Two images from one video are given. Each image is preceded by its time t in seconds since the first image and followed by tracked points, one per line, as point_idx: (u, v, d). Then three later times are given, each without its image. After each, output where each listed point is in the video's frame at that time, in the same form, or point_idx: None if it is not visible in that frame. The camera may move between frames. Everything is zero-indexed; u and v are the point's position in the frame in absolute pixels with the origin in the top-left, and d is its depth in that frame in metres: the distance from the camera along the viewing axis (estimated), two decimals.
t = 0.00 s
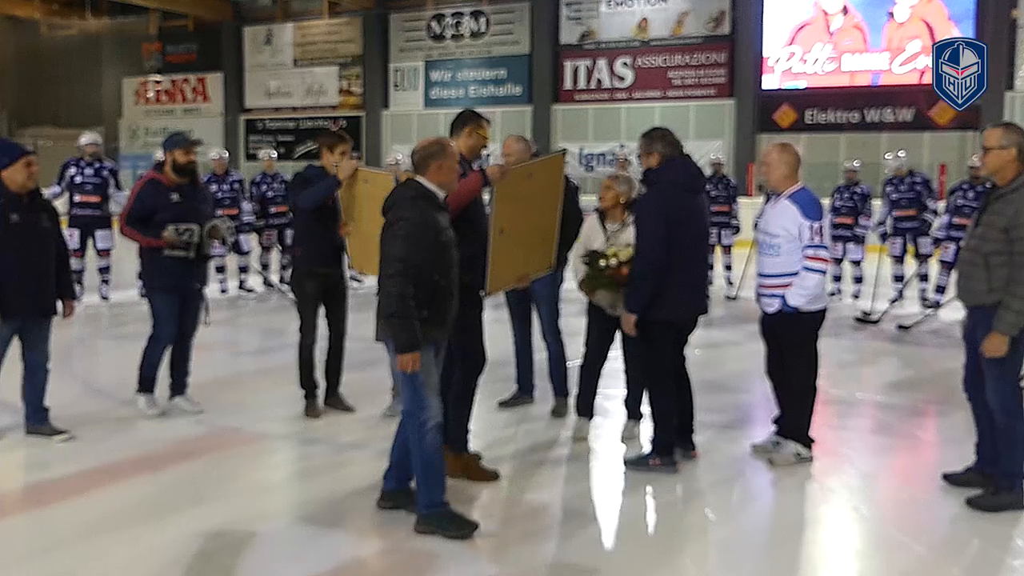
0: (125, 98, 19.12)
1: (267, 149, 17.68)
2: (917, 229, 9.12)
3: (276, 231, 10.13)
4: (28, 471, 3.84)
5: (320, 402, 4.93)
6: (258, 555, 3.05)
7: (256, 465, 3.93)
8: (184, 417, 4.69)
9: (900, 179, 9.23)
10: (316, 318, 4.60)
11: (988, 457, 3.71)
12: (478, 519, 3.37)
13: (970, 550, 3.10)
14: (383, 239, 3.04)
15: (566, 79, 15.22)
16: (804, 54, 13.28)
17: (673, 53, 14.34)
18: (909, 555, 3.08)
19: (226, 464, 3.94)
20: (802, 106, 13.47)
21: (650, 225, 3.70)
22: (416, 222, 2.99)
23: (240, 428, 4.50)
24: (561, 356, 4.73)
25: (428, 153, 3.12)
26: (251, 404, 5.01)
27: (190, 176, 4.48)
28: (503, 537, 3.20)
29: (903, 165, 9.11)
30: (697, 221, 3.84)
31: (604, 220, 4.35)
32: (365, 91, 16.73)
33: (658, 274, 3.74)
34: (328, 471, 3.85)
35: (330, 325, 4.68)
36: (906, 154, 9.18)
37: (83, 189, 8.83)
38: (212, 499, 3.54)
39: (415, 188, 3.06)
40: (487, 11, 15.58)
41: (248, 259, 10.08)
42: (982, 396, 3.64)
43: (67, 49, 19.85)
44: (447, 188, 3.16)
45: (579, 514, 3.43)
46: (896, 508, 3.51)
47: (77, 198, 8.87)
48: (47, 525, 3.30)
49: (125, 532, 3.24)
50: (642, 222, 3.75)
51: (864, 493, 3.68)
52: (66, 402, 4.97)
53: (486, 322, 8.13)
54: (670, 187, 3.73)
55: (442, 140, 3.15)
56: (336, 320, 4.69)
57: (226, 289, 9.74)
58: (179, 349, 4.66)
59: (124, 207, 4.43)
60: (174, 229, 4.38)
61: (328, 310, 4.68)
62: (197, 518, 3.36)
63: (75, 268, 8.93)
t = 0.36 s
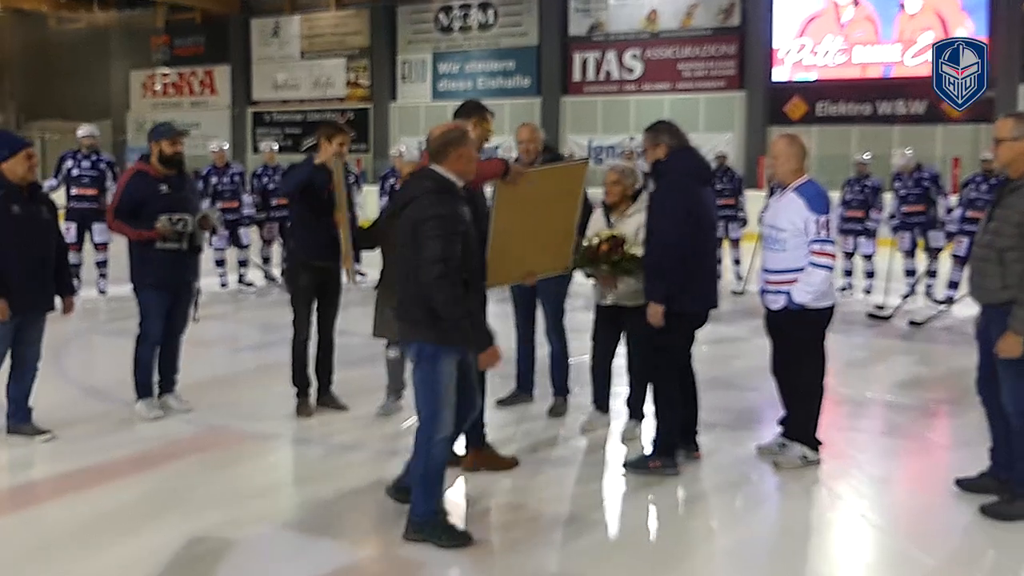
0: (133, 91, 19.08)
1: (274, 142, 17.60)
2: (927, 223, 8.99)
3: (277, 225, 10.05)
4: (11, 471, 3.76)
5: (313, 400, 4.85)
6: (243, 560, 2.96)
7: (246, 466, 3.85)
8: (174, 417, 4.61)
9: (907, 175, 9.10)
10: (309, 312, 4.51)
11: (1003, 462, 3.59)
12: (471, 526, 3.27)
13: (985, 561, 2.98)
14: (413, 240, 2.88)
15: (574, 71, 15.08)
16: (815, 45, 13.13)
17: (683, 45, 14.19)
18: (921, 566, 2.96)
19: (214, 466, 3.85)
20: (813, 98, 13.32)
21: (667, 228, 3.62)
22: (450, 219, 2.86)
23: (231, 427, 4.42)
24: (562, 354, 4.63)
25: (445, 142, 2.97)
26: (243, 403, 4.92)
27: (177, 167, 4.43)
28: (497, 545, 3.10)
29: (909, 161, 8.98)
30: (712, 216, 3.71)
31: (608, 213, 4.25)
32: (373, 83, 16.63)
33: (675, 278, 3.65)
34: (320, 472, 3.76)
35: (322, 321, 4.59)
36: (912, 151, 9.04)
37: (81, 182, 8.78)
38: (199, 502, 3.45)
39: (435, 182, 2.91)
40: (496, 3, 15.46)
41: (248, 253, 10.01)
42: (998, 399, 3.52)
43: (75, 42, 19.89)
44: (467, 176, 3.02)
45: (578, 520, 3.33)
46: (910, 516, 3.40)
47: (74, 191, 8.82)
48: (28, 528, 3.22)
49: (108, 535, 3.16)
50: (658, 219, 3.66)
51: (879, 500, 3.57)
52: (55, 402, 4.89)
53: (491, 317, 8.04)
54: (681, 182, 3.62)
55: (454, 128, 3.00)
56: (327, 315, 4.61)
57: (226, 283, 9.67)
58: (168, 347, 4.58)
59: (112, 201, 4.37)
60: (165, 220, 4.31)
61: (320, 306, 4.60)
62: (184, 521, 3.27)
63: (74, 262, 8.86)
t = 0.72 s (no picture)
0: (137, 87, 19.00)
1: (279, 138, 17.52)
2: (938, 217, 8.85)
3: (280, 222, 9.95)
4: None
5: (311, 404, 4.76)
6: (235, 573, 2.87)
7: (241, 473, 3.76)
8: (168, 423, 4.53)
9: (920, 167, 8.95)
10: (306, 312, 4.42)
11: None
12: (472, 535, 3.17)
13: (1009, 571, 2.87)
14: (468, 242, 2.74)
15: (581, 65, 14.97)
16: (824, 38, 12.99)
17: (691, 38, 14.06)
18: None
19: (208, 474, 3.76)
20: (822, 91, 13.18)
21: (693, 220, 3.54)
22: (501, 219, 2.72)
23: (226, 433, 4.33)
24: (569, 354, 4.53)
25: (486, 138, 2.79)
26: (241, 406, 4.84)
27: (164, 162, 4.34)
28: (499, 556, 3.00)
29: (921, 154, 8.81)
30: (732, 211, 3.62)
31: (611, 206, 4.16)
32: (378, 78, 16.52)
33: (698, 280, 3.55)
34: (317, 479, 3.67)
35: (321, 321, 4.49)
36: (924, 144, 8.88)
37: (79, 179, 8.71)
38: (192, 512, 3.36)
39: (480, 181, 2.76)
40: None
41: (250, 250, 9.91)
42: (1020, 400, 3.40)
43: (80, 39, 19.84)
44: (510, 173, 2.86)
45: (583, 528, 3.23)
46: (931, 523, 3.27)
47: (72, 188, 8.74)
48: (14, 538, 3.13)
49: (97, 546, 3.08)
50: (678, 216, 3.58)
51: (890, 505, 3.45)
52: (48, 407, 4.81)
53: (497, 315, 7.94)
54: (700, 175, 3.54)
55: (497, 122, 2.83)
56: (325, 315, 4.50)
57: (226, 282, 9.57)
58: (159, 348, 4.53)
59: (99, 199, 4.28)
60: (156, 219, 4.24)
61: (319, 305, 4.49)
62: (175, 531, 3.19)
63: (73, 261, 8.79)
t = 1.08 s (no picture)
0: (143, 90, 18.98)
1: (284, 139, 17.47)
2: (949, 214, 8.75)
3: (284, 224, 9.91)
4: None
5: (313, 410, 4.70)
6: None
7: (241, 484, 3.69)
8: (167, 431, 4.47)
9: (930, 163, 8.84)
10: (307, 316, 4.36)
11: None
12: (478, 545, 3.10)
13: None
14: (528, 242, 2.64)
15: (586, 64, 14.89)
16: (831, 33, 12.90)
17: (696, 35, 13.95)
18: None
19: (208, 483, 3.71)
20: (829, 87, 13.09)
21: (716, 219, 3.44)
22: (562, 216, 2.61)
23: (227, 440, 4.27)
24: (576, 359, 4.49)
25: (543, 134, 2.73)
26: (242, 413, 4.78)
27: (159, 166, 4.29)
28: (504, 567, 2.93)
29: (935, 150, 8.69)
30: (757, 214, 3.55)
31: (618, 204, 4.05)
32: (382, 79, 16.46)
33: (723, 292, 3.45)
34: (322, 490, 3.61)
35: (324, 325, 4.43)
36: (937, 138, 8.77)
37: (80, 182, 8.67)
38: (192, 523, 3.30)
39: (539, 177, 2.65)
40: None
41: (253, 253, 9.86)
42: None
43: (85, 41, 19.84)
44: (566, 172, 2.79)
45: (592, 540, 3.15)
46: (951, 531, 3.18)
47: (74, 191, 8.70)
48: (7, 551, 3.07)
49: (92, 559, 3.02)
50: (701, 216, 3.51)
51: (907, 515, 3.34)
52: (46, 416, 4.76)
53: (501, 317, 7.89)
54: (720, 174, 3.46)
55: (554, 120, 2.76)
56: (327, 319, 4.43)
57: (230, 284, 9.52)
58: (156, 354, 4.52)
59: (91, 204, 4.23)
60: (152, 226, 4.18)
61: (321, 308, 4.42)
62: (173, 544, 3.13)
63: (75, 264, 8.75)
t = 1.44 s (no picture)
0: (155, 97, 19.05)
1: (297, 145, 17.50)
2: (968, 215, 8.65)
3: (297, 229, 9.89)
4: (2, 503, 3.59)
5: (327, 419, 4.66)
6: None
7: (252, 495, 3.65)
8: (180, 441, 4.44)
9: (950, 163, 8.73)
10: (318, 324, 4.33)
11: None
12: (495, 557, 3.04)
13: None
14: (614, 254, 2.56)
15: (598, 66, 14.84)
16: (844, 34, 12.84)
17: (708, 37, 13.88)
18: None
19: (218, 493, 3.67)
20: (843, 88, 13.02)
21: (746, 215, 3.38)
22: (645, 228, 2.54)
23: (239, 450, 4.23)
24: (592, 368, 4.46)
25: (621, 137, 2.67)
26: (254, 422, 4.75)
27: (161, 173, 4.27)
28: None
29: (954, 150, 8.59)
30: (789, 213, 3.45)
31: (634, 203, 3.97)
32: (394, 84, 16.45)
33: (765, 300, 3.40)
34: (335, 501, 3.56)
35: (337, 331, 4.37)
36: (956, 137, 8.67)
37: (92, 190, 8.67)
38: (199, 534, 3.26)
39: (619, 186, 2.57)
40: None
41: (266, 259, 9.83)
42: None
43: (98, 49, 19.94)
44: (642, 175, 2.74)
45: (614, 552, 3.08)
46: (983, 544, 3.09)
47: (86, 199, 8.71)
48: (14, 564, 3.04)
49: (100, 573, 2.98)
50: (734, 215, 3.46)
51: (936, 527, 3.24)
52: (57, 427, 4.73)
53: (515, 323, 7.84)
54: (750, 177, 3.39)
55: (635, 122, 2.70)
56: (339, 326, 4.38)
57: (244, 291, 9.51)
58: (166, 364, 4.48)
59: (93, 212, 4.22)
60: (153, 235, 4.17)
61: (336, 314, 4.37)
62: (182, 556, 3.08)
63: (88, 271, 8.75)
